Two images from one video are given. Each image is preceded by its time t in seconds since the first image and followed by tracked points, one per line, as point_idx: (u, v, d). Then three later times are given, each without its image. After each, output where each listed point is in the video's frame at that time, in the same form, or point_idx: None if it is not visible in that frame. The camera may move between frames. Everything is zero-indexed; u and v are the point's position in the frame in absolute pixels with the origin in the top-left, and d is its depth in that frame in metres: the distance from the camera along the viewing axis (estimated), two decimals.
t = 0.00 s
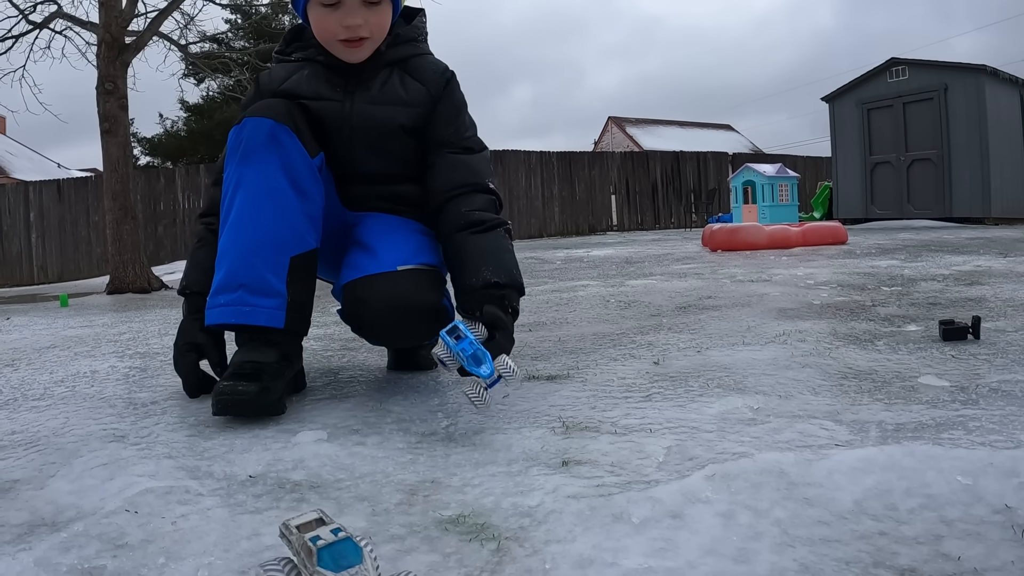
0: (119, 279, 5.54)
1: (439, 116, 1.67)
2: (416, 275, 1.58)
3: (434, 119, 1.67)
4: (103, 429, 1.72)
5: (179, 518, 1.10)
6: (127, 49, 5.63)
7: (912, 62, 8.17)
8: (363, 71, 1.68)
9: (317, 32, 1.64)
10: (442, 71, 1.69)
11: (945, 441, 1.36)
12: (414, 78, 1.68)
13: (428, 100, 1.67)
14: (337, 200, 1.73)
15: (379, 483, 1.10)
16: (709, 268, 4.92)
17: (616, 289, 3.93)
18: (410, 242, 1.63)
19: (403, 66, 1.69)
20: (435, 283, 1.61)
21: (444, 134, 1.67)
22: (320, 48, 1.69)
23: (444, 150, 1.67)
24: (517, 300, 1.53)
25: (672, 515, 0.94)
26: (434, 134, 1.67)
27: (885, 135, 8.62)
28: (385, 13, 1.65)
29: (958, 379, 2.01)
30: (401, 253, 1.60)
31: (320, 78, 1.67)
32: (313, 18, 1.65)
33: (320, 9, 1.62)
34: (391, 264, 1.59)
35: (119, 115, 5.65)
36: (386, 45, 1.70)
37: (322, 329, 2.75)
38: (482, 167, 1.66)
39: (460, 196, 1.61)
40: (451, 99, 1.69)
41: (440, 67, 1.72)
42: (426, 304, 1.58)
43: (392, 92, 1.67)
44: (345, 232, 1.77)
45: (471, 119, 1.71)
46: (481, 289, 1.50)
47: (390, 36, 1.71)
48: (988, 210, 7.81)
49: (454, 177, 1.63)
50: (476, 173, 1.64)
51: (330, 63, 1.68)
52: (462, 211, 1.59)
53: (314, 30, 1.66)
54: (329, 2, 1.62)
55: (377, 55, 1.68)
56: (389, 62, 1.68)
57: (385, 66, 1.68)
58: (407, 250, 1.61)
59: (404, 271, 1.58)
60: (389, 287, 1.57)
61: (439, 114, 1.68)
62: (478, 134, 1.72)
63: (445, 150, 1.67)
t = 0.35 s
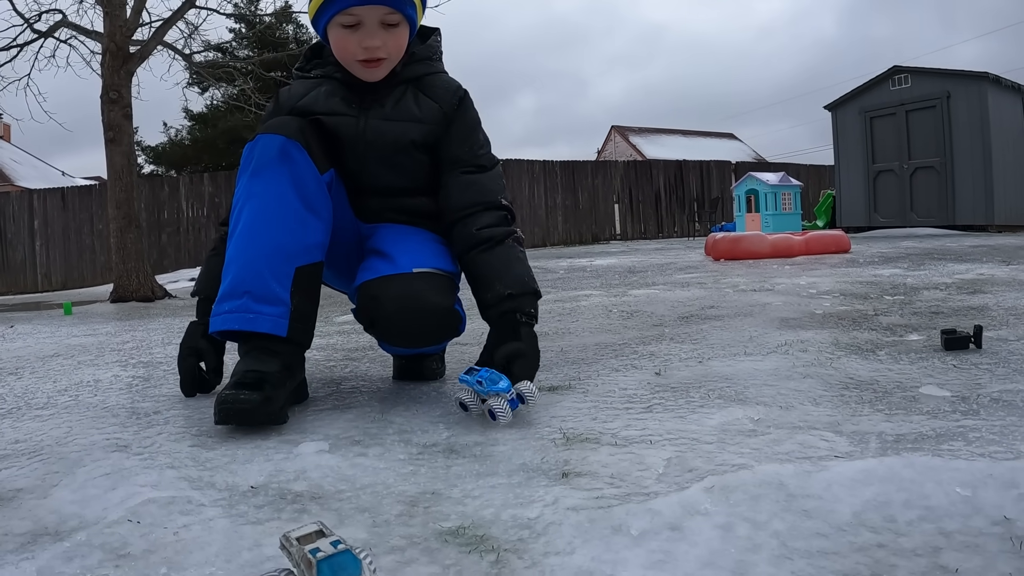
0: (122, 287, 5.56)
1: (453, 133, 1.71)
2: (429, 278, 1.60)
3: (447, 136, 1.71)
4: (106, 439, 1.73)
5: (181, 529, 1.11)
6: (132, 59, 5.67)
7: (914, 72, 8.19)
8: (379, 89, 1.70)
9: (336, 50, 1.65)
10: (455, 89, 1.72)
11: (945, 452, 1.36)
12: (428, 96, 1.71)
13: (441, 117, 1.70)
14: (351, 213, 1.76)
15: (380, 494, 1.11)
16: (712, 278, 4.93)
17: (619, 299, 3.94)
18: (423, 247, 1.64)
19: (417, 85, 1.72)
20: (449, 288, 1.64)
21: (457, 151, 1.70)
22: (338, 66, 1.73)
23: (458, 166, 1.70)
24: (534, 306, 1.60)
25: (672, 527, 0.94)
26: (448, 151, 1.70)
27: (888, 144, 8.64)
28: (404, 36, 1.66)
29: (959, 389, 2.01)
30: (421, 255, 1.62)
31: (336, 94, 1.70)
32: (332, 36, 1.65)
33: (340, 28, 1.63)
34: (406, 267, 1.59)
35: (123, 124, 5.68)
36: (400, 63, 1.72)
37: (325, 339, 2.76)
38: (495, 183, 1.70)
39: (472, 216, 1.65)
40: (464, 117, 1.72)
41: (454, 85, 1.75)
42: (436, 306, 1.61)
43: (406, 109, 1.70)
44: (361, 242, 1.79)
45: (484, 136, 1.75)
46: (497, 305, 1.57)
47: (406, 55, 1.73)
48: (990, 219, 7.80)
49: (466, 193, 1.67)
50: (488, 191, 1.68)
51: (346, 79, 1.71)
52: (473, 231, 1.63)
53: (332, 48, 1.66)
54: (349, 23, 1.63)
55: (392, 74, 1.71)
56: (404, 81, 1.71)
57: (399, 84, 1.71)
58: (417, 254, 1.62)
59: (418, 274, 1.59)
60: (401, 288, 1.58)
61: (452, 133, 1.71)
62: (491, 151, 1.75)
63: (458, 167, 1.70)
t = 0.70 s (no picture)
0: (127, 295, 5.58)
1: (462, 139, 1.71)
2: (439, 283, 1.60)
3: (456, 141, 1.71)
4: (112, 445, 1.73)
5: (190, 535, 1.11)
6: (136, 67, 5.69)
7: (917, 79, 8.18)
8: (389, 94, 1.72)
9: (346, 51, 1.67)
10: (465, 96, 1.73)
11: (954, 457, 1.36)
12: (438, 101, 1.72)
13: (450, 121, 1.71)
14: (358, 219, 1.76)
15: (390, 501, 1.10)
16: (716, 287, 4.93)
17: (624, 307, 3.94)
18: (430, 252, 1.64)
19: (427, 91, 1.73)
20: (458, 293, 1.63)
21: (466, 157, 1.70)
22: (349, 72, 1.75)
23: (464, 171, 1.70)
24: (523, 303, 1.51)
25: (683, 533, 0.94)
26: (456, 156, 1.71)
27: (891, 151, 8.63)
28: (412, 35, 1.68)
29: (967, 395, 2.00)
30: (428, 259, 1.62)
31: (347, 99, 1.71)
32: (342, 36, 1.68)
33: (350, 27, 1.66)
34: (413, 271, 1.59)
35: (128, 132, 5.71)
36: (410, 69, 1.73)
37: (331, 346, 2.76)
38: (500, 189, 1.69)
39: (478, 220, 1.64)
40: (473, 123, 1.73)
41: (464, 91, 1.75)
42: (447, 310, 1.61)
43: (416, 113, 1.70)
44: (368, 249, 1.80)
45: (493, 141, 1.75)
46: (482, 299, 1.52)
47: (416, 61, 1.74)
48: (994, 225, 7.78)
49: (470, 198, 1.67)
50: (494, 194, 1.67)
51: (357, 83, 1.73)
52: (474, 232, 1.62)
53: (343, 48, 1.68)
54: (359, 21, 1.65)
55: (402, 78, 1.72)
56: (413, 87, 1.72)
57: (410, 90, 1.72)
58: (424, 259, 1.62)
59: (426, 278, 1.59)
60: (408, 292, 1.58)
61: (461, 138, 1.71)
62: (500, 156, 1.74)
63: (465, 172, 1.70)
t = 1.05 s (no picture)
0: (130, 302, 5.59)
1: (462, 146, 1.71)
2: (435, 294, 1.60)
3: (455, 147, 1.71)
4: (116, 452, 1.74)
5: (193, 542, 1.11)
6: (141, 75, 5.71)
7: (919, 86, 8.19)
8: (391, 99, 1.72)
9: (342, 45, 1.73)
10: (467, 103, 1.73)
11: (958, 465, 1.35)
12: (439, 108, 1.72)
13: (451, 129, 1.71)
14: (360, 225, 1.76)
15: (394, 510, 1.11)
16: (719, 295, 4.94)
17: (627, 315, 3.95)
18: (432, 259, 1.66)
19: (430, 98, 1.73)
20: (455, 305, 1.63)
21: (464, 164, 1.70)
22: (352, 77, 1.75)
23: (462, 178, 1.69)
24: (514, 317, 1.51)
25: (687, 541, 0.94)
26: (457, 163, 1.70)
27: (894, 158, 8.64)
28: (406, 28, 1.73)
29: (971, 402, 2.00)
30: (423, 270, 1.62)
31: (350, 106, 1.72)
32: (339, 30, 1.75)
33: (346, 22, 1.73)
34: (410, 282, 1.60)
35: (132, 140, 5.73)
36: (413, 75, 1.73)
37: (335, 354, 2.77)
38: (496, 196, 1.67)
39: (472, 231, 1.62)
40: (474, 130, 1.73)
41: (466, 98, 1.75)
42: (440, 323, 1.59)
43: (417, 121, 1.71)
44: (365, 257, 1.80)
45: (494, 148, 1.74)
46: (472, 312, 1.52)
47: (419, 69, 1.73)
48: (997, 232, 7.77)
49: (464, 204, 1.65)
50: (489, 200, 1.66)
51: (359, 90, 1.75)
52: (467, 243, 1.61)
53: (339, 43, 1.75)
54: (354, 14, 1.73)
55: (401, 78, 1.72)
56: (416, 93, 1.72)
57: (412, 96, 1.73)
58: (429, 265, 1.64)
59: (422, 288, 1.60)
60: (403, 304, 1.59)
61: (462, 145, 1.71)
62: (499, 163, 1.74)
63: (463, 178, 1.69)
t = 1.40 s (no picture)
0: (134, 306, 5.61)
1: (473, 150, 1.72)
2: (449, 308, 1.60)
3: (468, 151, 1.71)
4: (119, 456, 1.74)
5: (196, 546, 1.11)
6: (145, 80, 5.73)
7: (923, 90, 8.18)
8: (401, 102, 1.72)
9: (352, 39, 1.76)
10: (478, 106, 1.74)
11: (961, 471, 1.35)
12: (450, 111, 1.73)
13: (463, 132, 1.72)
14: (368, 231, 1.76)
15: (397, 515, 1.11)
16: (723, 299, 4.94)
17: (631, 320, 3.96)
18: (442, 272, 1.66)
19: (440, 101, 1.74)
20: (467, 318, 1.62)
21: (476, 167, 1.71)
22: (359, 78, 1.76)
23: (473, 181, 1.70)
24: (522, 310, 1.47)
25: (689, 547, 0.94)
26: (468, 166, 1.71)
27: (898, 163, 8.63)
28: (416, 20, 1.76)
29: (974, 407, 1.99)
30: (436, 284, 1.62)
31: (360, 108, 1.73)
32: (349, 25, 1.78)
33: (356, 16, 1.76)
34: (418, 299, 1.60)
35: (136, 144, 5.75)
36: (422, 76, 1.73)
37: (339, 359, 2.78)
38: (508, 198, 1.67)
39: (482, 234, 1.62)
40: (485, 133, 1.74)
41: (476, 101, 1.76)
42: (455, 337, 1.59)
43: (428, 124, 1.71)
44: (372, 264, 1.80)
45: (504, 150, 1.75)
46: (485, 317, 1.51)
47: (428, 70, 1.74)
48: (1001, 236, 7.75)
49: (476, 208, 1.66)
50: (501, 202, 1.66)
51: (369, 92, 1.75)
52: (478, 245, 1.61)
53: (349, 38, 1.77)
54: (364, 9, 1.76)
55: (409, 73, 1.73)
56: (426, 96, 1.72)
57: (423, 99, 1.73)
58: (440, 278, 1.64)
59: (436, 303, 1.60)
60: (417, 319, 1.58)
61: (473, 149, 1.72)
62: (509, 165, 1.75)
63: (475, 182, 1.70)
